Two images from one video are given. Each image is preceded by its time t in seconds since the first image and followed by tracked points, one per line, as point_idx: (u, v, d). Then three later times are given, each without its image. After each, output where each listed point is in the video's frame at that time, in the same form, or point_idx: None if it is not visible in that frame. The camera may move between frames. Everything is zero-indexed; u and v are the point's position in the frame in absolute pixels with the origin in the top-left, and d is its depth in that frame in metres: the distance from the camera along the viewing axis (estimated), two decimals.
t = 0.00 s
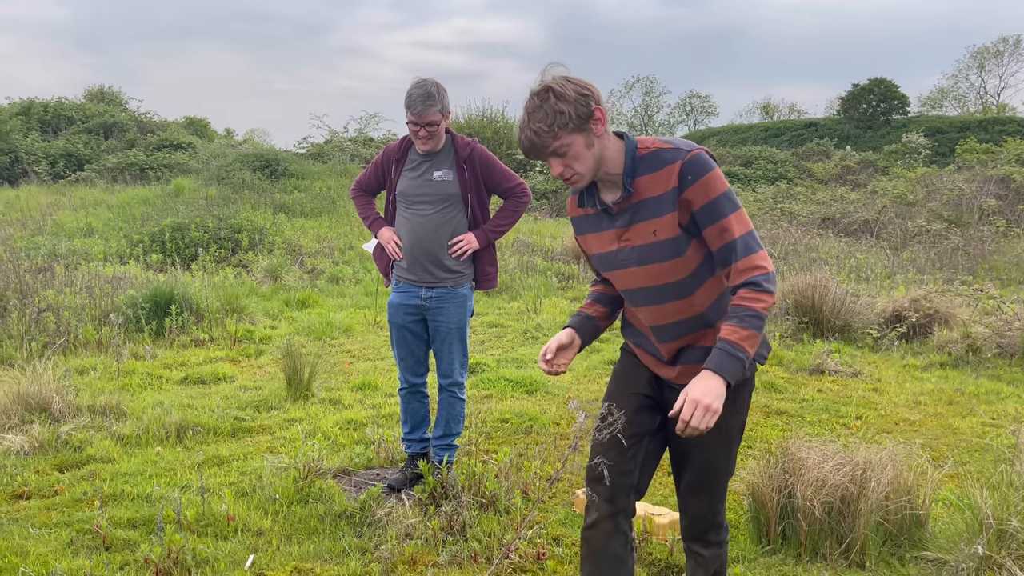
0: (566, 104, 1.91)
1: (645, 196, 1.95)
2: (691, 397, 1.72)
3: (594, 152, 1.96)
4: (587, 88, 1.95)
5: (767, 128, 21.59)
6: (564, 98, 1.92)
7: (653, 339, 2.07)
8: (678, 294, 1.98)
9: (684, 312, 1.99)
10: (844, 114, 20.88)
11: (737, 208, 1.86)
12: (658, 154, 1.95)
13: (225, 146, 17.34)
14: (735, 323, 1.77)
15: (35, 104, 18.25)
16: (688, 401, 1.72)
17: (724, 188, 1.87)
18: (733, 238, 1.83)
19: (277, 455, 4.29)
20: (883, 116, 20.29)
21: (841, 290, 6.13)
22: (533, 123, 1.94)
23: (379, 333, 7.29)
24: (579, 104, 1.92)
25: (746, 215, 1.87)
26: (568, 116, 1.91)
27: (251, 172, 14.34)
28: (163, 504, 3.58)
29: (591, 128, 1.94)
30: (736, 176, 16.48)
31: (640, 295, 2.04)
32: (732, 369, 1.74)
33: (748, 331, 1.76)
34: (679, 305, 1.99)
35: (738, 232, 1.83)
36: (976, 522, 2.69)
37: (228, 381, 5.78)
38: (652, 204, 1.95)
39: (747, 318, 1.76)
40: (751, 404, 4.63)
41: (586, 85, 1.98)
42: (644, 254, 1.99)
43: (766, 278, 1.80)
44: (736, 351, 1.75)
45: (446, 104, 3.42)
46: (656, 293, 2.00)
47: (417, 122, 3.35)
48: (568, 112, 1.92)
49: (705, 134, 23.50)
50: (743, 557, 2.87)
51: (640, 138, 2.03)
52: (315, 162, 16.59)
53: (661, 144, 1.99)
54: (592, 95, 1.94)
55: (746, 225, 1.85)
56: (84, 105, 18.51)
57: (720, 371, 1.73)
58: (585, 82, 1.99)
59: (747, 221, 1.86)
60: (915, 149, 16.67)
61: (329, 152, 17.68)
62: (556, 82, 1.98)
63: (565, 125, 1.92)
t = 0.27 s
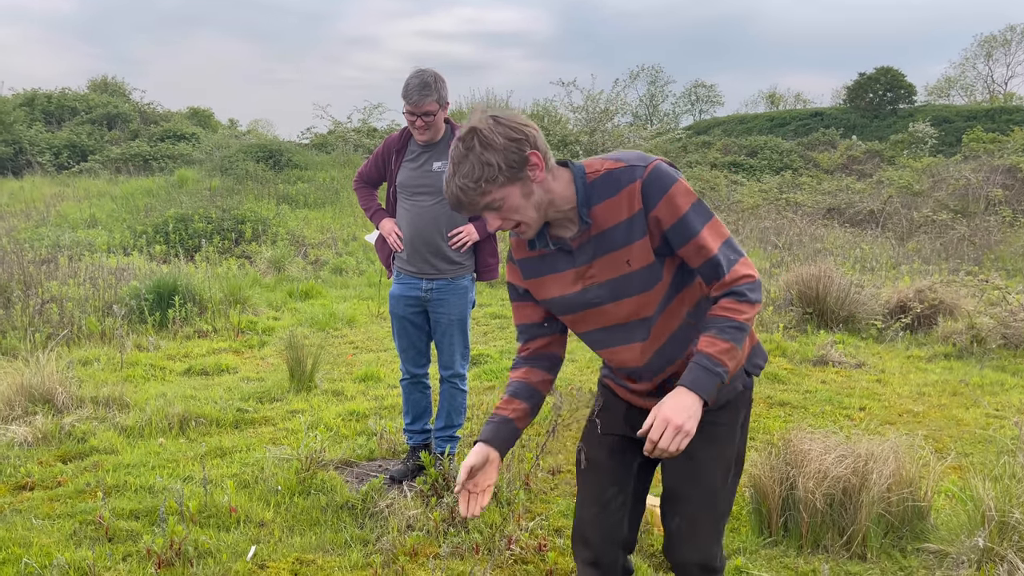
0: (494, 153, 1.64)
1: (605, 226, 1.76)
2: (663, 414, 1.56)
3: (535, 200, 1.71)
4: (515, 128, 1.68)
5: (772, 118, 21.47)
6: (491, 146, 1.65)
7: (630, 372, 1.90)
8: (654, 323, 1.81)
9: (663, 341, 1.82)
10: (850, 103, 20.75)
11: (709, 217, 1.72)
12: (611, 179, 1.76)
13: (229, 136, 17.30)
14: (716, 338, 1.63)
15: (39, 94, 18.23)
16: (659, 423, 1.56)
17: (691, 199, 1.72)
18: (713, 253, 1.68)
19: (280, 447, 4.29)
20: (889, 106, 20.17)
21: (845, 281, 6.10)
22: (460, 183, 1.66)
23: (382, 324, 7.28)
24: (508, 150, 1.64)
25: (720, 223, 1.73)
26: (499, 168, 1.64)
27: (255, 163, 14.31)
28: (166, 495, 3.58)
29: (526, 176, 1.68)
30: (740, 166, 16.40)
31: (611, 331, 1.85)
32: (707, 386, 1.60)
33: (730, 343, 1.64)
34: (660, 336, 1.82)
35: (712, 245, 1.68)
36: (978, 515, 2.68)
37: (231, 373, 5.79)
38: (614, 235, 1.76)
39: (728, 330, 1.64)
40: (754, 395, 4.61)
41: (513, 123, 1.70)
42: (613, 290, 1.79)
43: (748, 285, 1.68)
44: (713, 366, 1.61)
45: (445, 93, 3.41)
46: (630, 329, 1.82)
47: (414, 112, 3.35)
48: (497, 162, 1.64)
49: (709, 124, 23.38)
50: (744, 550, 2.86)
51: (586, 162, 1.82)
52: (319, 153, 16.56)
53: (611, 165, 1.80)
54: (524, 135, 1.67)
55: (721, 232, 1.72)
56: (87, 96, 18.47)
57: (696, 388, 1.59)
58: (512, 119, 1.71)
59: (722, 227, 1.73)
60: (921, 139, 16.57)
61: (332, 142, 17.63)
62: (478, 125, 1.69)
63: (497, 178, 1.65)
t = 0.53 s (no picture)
0: (452, 294, 1.55)
1: (584, 313, 1.74)
2: (685, 438, 1.73)
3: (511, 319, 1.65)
4: (466, 258, 1.57)
5: (777, 106, 21.35)
6: (448, 286, 1.55)
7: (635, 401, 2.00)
8: (653, 355, 1.88)
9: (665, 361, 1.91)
10: (855, 91, 20.62)
11: (686, 256, 1.72)
12: (575, 267, 1.71)
13: (232, 126, 17.28)
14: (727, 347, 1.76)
15: (42, 85, 18.23)
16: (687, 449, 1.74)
17: (663, 246, 1.71)
18: (703, 292, 1.72)
19: (285, 435, 4.32)
20: (895, 94, 20.05)
21: (850, 269, 6.09)
22: (426, 331, 1.59)
23: (386, 314, 7.30)
24: (467, 287, 1.56)
25: (697, 248, 1.75)
26: (464, 310, 1.57)
27: (258, 153, 14.30)
28: (172, 483, 3.61)
29: (493, 306, 1.60)
30: (744, 155, 16.34)
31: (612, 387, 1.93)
32: (722, 397, 1.76)
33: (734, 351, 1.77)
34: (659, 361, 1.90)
35: (701, 282, 1.71)
36: (981, 503, 2.69)
37: (236, 362, 5.81)
38: (594, 317, 1.76)
39: (733, 337, 1.76)
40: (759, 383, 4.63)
41: (461, 249, 1.58)
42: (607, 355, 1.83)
43: (740, 290, 1.77)
44: (725, 376, 1.76)
45: (447, 80, 3.40)
46: (629, 369, 1.89)
47: (416, 98, 3.35)
48: (454, 300, 1.56)
49: (713, 113, 23.26)
50: (748, 537, 2.87)
51: (537, 252, 1.75)
52: (322, 143, 16.54)
53: (567, 252, 1.74)
54: (477, 261, 1.58)
55: (702, 258, 1.74)
56: (90, 86, 18.46)
57: (714, 404, 1.75)
58: (458, 243, 1.59)
59: (701, 249, 1.75)
60: (927, 127, 16.47)
61: (336, 132, 17.60)
62: (424, 266, 1.58)
63: (464, 319, 1.58)
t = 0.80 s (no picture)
0: (446, 435, 1.49)
1: (582, 419, 1.64)
2: (694, 491, 1.69)
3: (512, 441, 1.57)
4: (453, 399, 1.48)
5: (778, 95, 21.28)
6: (442, 428, 1.49)
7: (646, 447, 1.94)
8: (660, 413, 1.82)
9: (671, 408, 1.84)
10: (856, 80, 20.55)
11: (676, 327, 1.61)
12: (564, 380, 1.58)
13: (232, 116, 17.25)
14: (731, 395, 1.67)
15: (41, 76, 18.18)
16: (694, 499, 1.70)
17: (650, 327, 1.61)
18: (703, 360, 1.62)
19: (288, 424, 4.34)
20: (896, 82, 19.99)
21: (850, 258, 6.10)
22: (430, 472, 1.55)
23: (387, 303, 7.32)
24: (460, 427, 1.48)
25: (686, 312, 1.63)
26: (461, 448, 1.50)
27: (259, 143, 14.28)
28: (176, 471, 3.64)
29: (490, 435, 1.52)
30: (746, 144, 16.30)
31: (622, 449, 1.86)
32: (727, 440, 1.69)
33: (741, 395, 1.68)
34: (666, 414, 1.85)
35: (697, 348, 1.62)
36: (982, 488, 2.72)
37: (238, 351, 5.83)
38: (596, 415, 1.65)
39: (735, 384, 1.67)
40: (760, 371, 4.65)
41: (448, 386, 1.49)
42: (615, 436, 1.75)
43: (739, 334, 1.66)
44: (727, 419, 1.68)
45: (449, 67, 3.40)
46: (638, 432, 1.83)
47: (419, 85, 3.34)
48: (450, 440, 1.49)
49: (714, 102, 23.18)
50: (750, 523, 2.89)
51: (520, 361, 1.61)
52: (322, 133, 16.51)
53: (552, 360, 1.59)
54: (467, 398, 1.48)
55: (694, 319, 1.63)
56: (90, 77, 18.41)
57: (718, 447, 1.68)
58: (443, 379, 1.50)
59: (690, 309, 1.64)
60: (928, 115, 16.44)
61: (335, 122, 17.56)
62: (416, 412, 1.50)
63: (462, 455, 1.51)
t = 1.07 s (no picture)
0: (426, 461, 1.50)
1: (565, 441, 1.63)
2: (668, 491, 1.69)
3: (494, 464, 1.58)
4: (432, 424, 1.50)
5: (772, 88, 21.27)
6: (421, 454, 1.50)
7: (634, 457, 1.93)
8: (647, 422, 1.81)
9: (657, 417, 1.84)
10: (850, 72, 20.55)
11: (654, 343, 1.60)
12: (544, 405, 1.57)
13: (225, 110, 17.15)
14: (713, 402, 1.67)
15: (33, 69, 18.03)
16: (666, 499, 1.70)
17: (628, 345, 1.59)
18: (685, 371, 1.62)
19: (282, 418, 4.32)
20: (890, 75, 20.01)
21: (844, 250, 6.10)
22: (413, 496, 1.56)
23: (382, 298, 7.30)
24: (439, 452, 1.49)
25: (664, 327, 1.61)
26: (441, 473, 1.51)
27: (252, 137, 14.20)
28: (169, 466, 3.62)
29: (471, 459, 1.53)
30: (740, 137, 16.30)
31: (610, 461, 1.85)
32: (705, 444, 1.69)
33: (721, 400, 1.67)
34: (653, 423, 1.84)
35: (677, 362, 1.61)
36: (974, 479, 2.73)
37: (232, 346, 5.81)
38: (582, 437, 1.64)
39: (716, 390, 1.66)
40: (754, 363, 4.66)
41: (428, 411, 1.51)
42: (601, 453, 1.75)
43: (719, 342, 1.65)
44: (706, 424, 1.68)
45: (441, 60, 3.38)
46: (625, 445, 1.83)
47: (412, 78, 3.32)
48: (432, 466, 1.51)
49: (709, 95, 23.16)
50: (743, 515, 2.89)
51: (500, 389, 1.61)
52: (316, 126, 16.42)
53: (532, 388, 1.58)
54: (446, 423, 1.50)
55: (673, 332, 1.61)
56: (81, 70, 18.25)
57: (696, 451, 1.68)
58: (423, 404, 1.52)
59: (668, 322, 1.62)
60: (923, 108, 16.47)
61: (329, 116, 17.48)
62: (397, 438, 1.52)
63: (443, 479, 1.53)
